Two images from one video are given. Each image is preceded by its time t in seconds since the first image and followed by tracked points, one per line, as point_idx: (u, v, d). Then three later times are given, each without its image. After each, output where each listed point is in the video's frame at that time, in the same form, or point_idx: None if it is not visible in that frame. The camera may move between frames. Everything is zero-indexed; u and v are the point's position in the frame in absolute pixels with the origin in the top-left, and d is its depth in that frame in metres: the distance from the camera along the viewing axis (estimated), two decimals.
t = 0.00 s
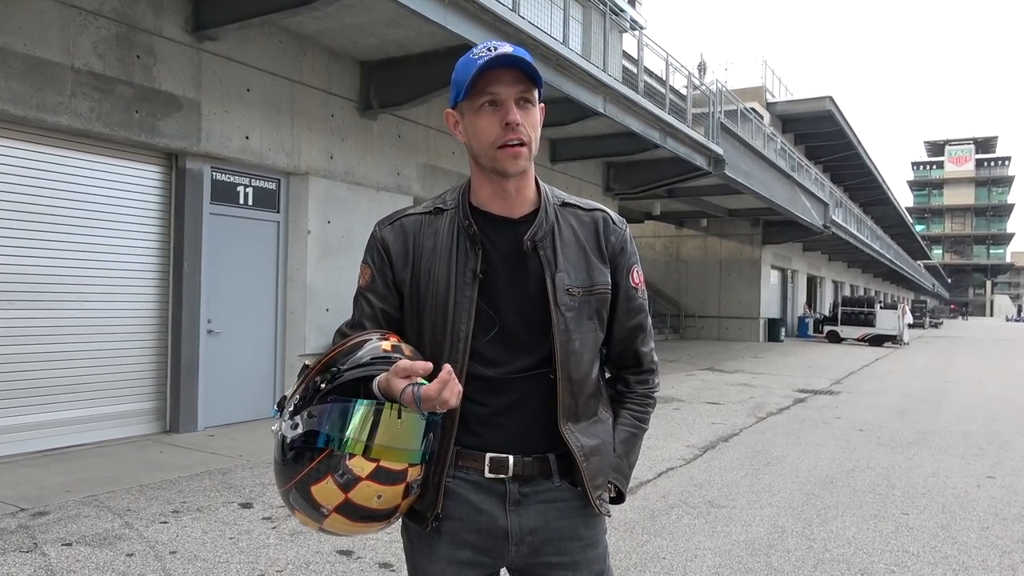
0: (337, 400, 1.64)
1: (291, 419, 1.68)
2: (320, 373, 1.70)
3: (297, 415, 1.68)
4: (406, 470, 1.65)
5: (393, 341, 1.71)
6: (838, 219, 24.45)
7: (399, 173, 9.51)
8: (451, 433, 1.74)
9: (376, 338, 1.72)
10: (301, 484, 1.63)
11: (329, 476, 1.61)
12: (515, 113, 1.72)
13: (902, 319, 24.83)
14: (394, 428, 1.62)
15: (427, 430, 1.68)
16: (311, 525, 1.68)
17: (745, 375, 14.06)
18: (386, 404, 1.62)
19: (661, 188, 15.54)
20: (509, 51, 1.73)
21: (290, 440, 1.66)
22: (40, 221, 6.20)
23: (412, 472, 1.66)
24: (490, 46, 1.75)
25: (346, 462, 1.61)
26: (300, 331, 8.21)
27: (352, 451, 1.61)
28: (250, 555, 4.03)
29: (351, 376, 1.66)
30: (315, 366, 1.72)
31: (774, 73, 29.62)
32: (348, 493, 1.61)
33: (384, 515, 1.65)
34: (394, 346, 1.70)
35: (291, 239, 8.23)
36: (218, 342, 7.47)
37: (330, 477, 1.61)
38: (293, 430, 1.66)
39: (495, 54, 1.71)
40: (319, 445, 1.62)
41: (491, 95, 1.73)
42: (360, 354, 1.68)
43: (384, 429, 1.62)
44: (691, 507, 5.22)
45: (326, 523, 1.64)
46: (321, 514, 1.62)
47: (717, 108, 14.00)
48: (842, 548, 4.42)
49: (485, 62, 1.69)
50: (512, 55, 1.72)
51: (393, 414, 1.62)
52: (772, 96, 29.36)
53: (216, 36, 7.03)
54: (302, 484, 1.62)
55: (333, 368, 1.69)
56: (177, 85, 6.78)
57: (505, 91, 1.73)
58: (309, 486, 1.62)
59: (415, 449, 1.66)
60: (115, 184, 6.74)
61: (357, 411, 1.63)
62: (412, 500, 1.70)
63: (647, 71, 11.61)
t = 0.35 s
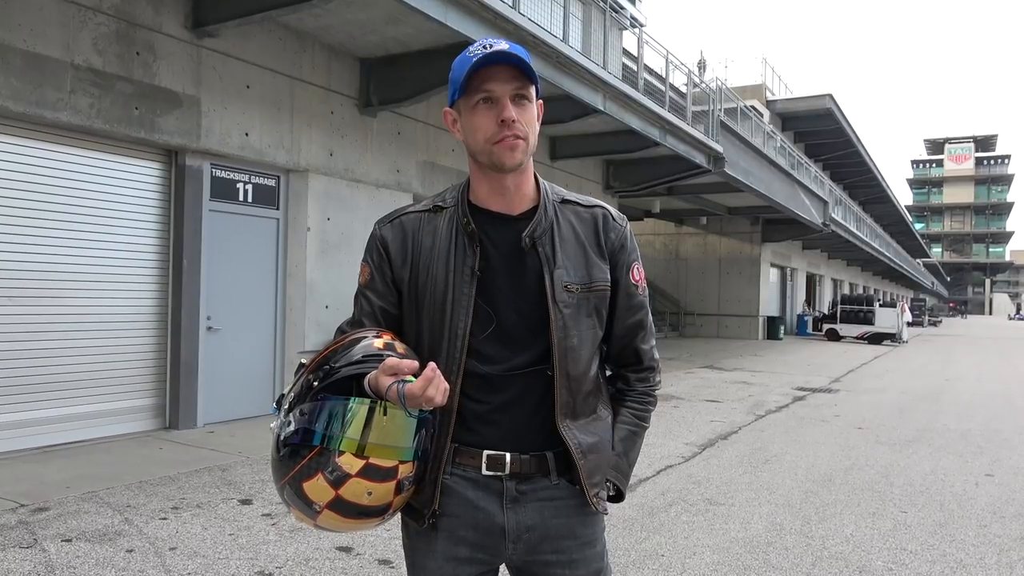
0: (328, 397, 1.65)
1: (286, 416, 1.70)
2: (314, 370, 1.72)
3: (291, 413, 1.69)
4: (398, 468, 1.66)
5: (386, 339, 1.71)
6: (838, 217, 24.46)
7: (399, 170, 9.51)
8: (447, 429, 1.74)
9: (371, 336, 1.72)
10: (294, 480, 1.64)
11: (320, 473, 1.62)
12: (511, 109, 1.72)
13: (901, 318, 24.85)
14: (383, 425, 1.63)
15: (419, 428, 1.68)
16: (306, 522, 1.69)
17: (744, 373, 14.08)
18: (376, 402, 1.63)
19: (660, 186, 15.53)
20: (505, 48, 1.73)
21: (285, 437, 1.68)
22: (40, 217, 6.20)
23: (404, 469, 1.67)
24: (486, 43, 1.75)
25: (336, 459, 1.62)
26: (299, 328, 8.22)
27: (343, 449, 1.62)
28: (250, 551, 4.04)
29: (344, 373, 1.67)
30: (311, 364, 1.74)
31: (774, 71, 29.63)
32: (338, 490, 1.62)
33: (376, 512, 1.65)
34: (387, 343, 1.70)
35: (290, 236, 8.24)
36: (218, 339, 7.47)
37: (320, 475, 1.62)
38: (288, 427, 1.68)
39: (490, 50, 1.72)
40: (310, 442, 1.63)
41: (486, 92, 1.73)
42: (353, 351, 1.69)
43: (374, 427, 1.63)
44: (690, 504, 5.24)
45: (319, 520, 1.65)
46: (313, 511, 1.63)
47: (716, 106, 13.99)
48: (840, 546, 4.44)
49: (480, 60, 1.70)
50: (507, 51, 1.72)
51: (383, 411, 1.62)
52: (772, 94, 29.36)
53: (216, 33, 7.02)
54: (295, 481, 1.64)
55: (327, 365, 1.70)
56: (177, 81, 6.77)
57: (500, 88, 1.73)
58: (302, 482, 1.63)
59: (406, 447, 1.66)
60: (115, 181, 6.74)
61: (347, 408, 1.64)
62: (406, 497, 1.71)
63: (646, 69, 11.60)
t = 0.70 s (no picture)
0: (328, 395, 1.66)
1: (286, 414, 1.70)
2: (314, 367, 1.73)
3: (291, 410, 1.70)
4: (396, 465, 1.66)
5: (385, 337, 1.71)
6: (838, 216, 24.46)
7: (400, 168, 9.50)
8: (447, 428, 1.75)
9: (370, 334, 1.72)
10: (293, 478, 1.65)
11: (319, 470, 1.62)
12: (511, 108, 1.72)
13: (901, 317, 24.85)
14: (382, 423, 1.63)
15: (418, 426, 1.68)
16: (305, 519, 1.69)
17: (744, 372, 14.08)
18: (375, 400, 1.63)
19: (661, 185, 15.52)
20: (506, 46, 1.73)
21: (284, 435, 1.68)
22: (41, 214, 6.20)
23: (402, 467, 1.66)
24: (488, 42, 1.75)
25: (335, 456, 1.62)
26: (299, 326, 8.22)
27: (341, 446, 1.62)
28: (250, 548, 4.04)
29: (344, 371, 1.68)
30: (310, 361, 1.74)
31: (774, 70, 29.61)
32: (336, 487, 1.62)
33: (374, 510, 1.65)
34: (386, 342, 1.70)
35: (290, 234, 8.24)
36: (218, 336, 7.47)
37: (319, 472, 1.62)
38: (288, 424, 1.69)
39: (491, 48, 1.71)
40: (309, 440, 1.64)
41: (487, 91, 1.73)
42: (352, 349, 1.70)
43: (372, 424, 1.63)
44: (690, 502, 5.24)
45: (318, 517, 1.65)
46: (312, 508, 1.63)
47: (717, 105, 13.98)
48: (839, 545, 4.44)
49: (482, 58, 1.71)
50: (508, 49, 1.72)
51: (382, 409, 1.63)
52: (772, 93, 29.34)
53: (217, 30, 7.01)
54: (294, 478, 1.64)
55: (327, 363, 1.71)
56: (178, 78, 6.76)
57: (500, 87, 1.73)
58: (300, 480, 1.64)
59: (405, 445, 1.66)
60: (115, 177, 6.74)
61: (346, 406, 1.64)
62: (405, 495, 1.70)
63: (647, 67, 11.59)
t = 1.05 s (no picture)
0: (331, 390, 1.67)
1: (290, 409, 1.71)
2: (317, 364, 1.75)
3: (294, 406, 1.71)
4: (399, 462, 1.65)
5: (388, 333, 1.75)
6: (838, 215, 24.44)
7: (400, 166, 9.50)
8: (449, 426, 1.75)
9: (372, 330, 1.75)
10: (295, 473, 1.64)
11: (321, 465, 1.62)
12: (513, 105, 1.72)
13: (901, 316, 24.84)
14: (386, 416, 1.63)
15: (421, 422, 1.68)
16: (307, 516, 1.69)
17: (744, 371, 14.08)
18: (379, 393, 1.64)
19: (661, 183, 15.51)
20: (507, 44, 1.73)
21: (287, 431, 1.69)
22: (41, 212, 6.20)
23: (405, 464, 1.66)
24: (489, 39, 1.74)
25: (338, 451, 1.62)
26: (299, 325, 8.22)
27: (344, 440, 1.61)
28: (251, 546, 4.04)
29: (347, 366, 1.72)
30: (314, 358, 1.77)
31: (775, 69, 29.58)
32: (339, 482, 1.61)
33: (376, 506, 1.64)
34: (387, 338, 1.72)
35: (291, 232, 8.23)
36: (219, 334, 7.47)
37: (321, 466, 1.62)
38: (291, 420, 1.69)
39: (493, 46, 1.71)
40: (312, 434, 1.64)
41: (489, 88, 1.73)
42: (354, 345, 1.74)
43: (376, 418, 1.63)
44: (690, 501, 5.24)
45: (320, 513, 1.64)
46: (314, 504, 1.63)
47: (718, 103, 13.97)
48: (840, 544, 4.44)
49: (483, 56, 1.70)
50: (509, 47, 1.72)
51: (386, 402, 1.64)
52: (773, 92, 29.32)
53: (218, 28, 7.01)
54: (296, 473, 1.64)
55: (330, 359, 1.75)
56: (178, 76, 6.76)
57: (502, 84, 1.73)
58: (303, 475, 1.63)
59: (408, 440, 1.66)
60: (116, 175, 6.73)
61: (350, 400, 1.64)
62: (407, 493, 1.70)
63: (648, 66, 11.58)
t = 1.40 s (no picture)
0: (323, 388, 1.67)
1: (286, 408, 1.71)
2: (312, 363, 1.76)
3: (290, 405, 1.71)
4: (393, 458, 1.64)
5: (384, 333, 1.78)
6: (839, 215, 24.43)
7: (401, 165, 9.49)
8: (447, 424, 1.74)
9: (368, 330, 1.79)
10: (290, 472, 1.64)
11: (314, 463, 1.62)
12: (506, 102, 1.71)
13: (902, 316, 24.82)
14: (377, 412, 1.62)
15: (415, 419, 1.67)
16: (305, 514, 1.69)
17: (744, 370, 14.08)
18: (371, 390, 1.63)
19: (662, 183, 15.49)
20: (501, 41, 1.72)
21: (283, 429, 1.69)
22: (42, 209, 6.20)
23: (399, 460, 1.65)
24: (482, 37, 1.74)
25: (330, 448, 1.62)
26: (300, 323, 8.21)
27: (337, 438, 1.61)
28: (251, 545, 4.04)
29: (342, 364, 1.73)
30: (309, 357, 1.78)
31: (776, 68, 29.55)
32: (332, 480, 1.61)
33: (371, 504, 1.63)
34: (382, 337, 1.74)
35: (292, 230, 8.23)
36: (219, 332, 7.47)
37: (314, 464, 1.62)
38: (286, 418, 1.69)
39: (487, 44, 1.71)
40: (306, 432, 1.64)
41: (484, 86, 1.73)
42: (349, 344, 1.77)
43: (367, 415, 1.62)
44: (690, 501, 5.24)
45: (316, 511, 1.64)
46: (309, 502, 1.63)
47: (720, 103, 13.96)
48: (840, 544, 4.44)
49: (477, 54, 1.70)
50: (502, 44, 1.71)
51: (377, 398, 1.62)
52: (773, 91, 29.29)
53: (219, 25, 7.00)
54: (290, 472, 1.64)
55: (324, 358, 1.75)
56: (179, 74, 6.75)
57: (496, 81, 1.72)
58: (297, 473, 1.63)
59: (401, 437, 1.65)
60: (117, 173, 6.73)
61: (341, 397, 1.63)
62: (404, 490, 1.69)
63: (649, 65, 11.57)
